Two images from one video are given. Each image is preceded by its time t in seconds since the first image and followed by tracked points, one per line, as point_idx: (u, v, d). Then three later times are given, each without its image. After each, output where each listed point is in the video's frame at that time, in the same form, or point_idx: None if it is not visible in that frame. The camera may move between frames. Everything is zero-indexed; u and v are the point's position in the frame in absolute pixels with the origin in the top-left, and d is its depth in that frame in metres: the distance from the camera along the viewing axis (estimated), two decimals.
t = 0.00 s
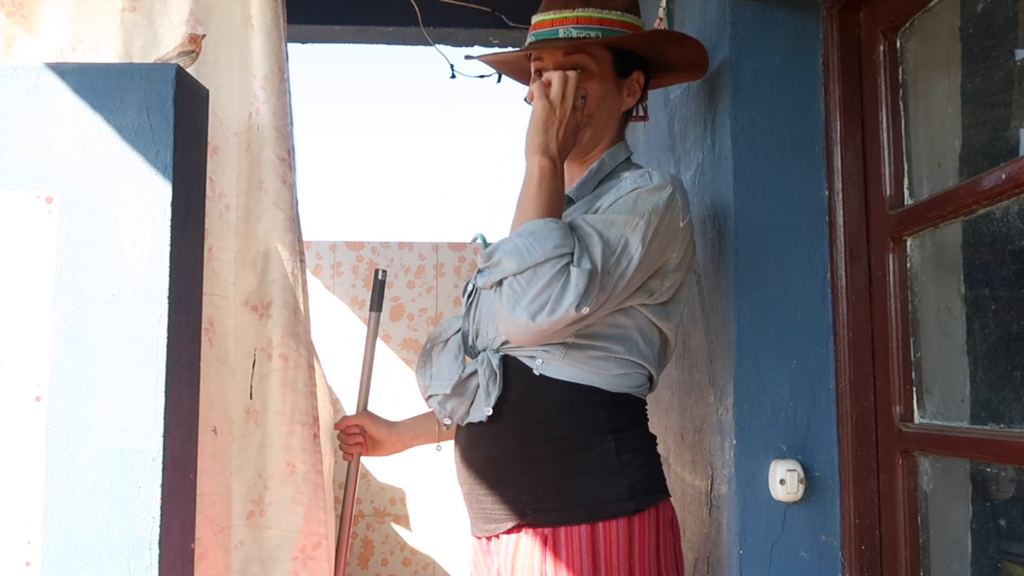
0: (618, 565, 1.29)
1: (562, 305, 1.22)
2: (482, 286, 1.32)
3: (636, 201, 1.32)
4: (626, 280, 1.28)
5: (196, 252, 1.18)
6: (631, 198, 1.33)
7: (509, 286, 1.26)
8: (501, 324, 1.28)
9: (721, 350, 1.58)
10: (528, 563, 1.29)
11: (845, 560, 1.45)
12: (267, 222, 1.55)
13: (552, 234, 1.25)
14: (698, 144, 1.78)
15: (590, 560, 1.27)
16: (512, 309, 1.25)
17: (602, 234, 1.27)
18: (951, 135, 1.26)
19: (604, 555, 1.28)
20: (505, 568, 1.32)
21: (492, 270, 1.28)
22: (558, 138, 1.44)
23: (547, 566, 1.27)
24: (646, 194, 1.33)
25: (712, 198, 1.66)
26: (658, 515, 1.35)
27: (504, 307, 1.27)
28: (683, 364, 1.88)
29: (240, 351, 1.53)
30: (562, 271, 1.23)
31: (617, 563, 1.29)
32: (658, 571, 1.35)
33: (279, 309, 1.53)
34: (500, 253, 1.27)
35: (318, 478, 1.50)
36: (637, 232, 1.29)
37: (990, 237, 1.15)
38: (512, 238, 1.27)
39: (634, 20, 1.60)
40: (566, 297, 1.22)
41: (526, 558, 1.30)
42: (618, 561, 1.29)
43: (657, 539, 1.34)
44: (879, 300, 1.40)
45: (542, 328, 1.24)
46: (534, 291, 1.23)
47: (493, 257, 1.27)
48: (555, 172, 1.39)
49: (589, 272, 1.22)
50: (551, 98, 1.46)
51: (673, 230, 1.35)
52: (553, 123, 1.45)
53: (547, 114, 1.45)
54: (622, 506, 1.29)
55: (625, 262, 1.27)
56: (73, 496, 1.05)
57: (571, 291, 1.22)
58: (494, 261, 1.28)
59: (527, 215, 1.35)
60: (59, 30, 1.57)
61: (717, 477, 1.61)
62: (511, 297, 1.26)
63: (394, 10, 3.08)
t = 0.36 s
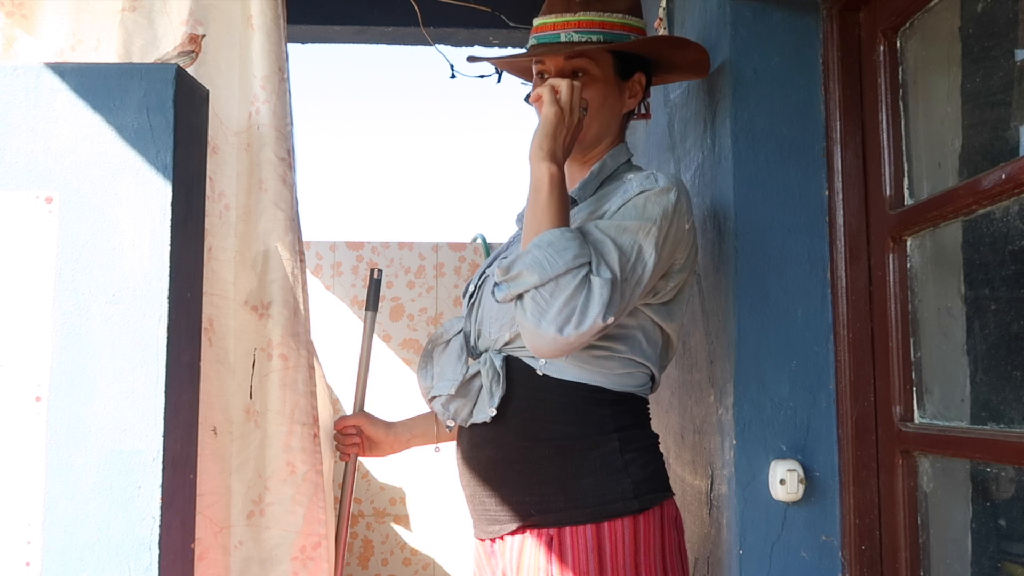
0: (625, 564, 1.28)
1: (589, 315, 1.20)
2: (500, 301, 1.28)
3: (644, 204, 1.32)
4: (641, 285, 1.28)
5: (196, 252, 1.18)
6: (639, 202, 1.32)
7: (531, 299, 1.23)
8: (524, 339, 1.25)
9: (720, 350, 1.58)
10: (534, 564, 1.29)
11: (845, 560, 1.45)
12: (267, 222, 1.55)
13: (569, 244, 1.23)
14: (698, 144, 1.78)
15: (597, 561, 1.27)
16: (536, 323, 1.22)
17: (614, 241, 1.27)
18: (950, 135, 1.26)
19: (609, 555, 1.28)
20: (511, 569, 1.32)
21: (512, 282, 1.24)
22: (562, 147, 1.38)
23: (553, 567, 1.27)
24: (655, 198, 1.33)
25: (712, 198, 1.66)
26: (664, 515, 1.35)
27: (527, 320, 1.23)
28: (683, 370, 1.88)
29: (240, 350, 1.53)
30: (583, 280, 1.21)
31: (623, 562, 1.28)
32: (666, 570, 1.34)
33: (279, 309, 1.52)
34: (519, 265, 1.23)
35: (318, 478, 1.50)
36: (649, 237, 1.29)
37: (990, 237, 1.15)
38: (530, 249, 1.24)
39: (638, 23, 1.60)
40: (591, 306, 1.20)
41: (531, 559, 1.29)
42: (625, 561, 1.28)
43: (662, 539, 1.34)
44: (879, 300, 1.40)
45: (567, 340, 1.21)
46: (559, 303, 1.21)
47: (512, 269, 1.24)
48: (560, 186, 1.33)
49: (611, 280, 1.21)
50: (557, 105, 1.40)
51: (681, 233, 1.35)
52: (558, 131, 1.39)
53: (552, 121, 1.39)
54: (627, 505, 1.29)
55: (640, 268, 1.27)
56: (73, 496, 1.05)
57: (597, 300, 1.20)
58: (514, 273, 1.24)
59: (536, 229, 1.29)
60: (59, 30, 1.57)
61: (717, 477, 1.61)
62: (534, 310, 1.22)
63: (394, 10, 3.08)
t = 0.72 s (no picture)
0: (622, 565, 1.29)
1: (670, 379, 1.24)
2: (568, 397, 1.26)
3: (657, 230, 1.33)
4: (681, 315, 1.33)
5: (196, 253, 1.18)
6: (651, 228, 1.33)
7: (611, 391, 1.23)
8: (612, 418, 1.27)
9: (720, 350, 1.58)
10: (531, 565, 1.29)
11: (845, 560, 1.45)
12: (267, 222, 1.55)
13: (620, 326, 1.22)
14: (698, 143, 1.78)
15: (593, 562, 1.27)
16: (628, 411, 1.23)
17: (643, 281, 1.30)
18: (950, 135, 1.26)
19: (606, 556, 1.28)
20: (508, 569, 1.33)
21: (585, 385, 1.23)
22: (542, 217, 1.30)
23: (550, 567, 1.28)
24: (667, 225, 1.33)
25: (712, 198, 1.66)
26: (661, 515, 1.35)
27: (613, 409, 1.24)
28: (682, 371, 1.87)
29: (240, 350, 1.53)
30: (647, 350, 1.23)
31: (620, 563, 1.29)
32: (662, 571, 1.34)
33: (279, 309, 1.52)
34: (585, 369, 1.21)
35: (318, 478, 1.50)
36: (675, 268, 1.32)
37: (990, 237, 1.15)
38: (587, 349, 1.20)
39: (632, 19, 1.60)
40: (669, 370, 1.24)
41: (529, 559, 1.30)
42: (621, 562, 1.29)
43: (660, 540, 1.34)
44: (879, 300, 1.40)
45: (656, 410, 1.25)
46: (640, 385, 1.22)
47: (580, 374, 1.22)
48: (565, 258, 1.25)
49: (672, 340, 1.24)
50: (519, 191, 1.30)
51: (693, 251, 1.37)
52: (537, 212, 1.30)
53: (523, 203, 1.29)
54: (625, 506, 1.29)
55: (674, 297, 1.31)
56: (73, 496, 1.05)
57: (671, 364, 1.24)
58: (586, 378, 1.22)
59: (568, 313, 1.23)
60: (59, 30, 1.57)
61: (717, 477, 1.61)
62: (619, 399, 1.23)
63: (394, 10, 3.08)
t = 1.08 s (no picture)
0: (620, 566, 1.29)
1: (699, 390, 1.26)
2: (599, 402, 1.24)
3: (669, 235, 1.33)
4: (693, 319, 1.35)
5: (197, 253, 1.18)
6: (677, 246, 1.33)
7: (647, 403, 1.23)
8: (636, 425, 1.28)
9: (721, 350, 1.58)
10: (530, 565, 1.29)
11: (845, 560, 1.45)
12: (267, 222, 1.55)
13: (667, 344, 1.19)
14: (698, 143, 1.78)
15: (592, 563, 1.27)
16: (659, 421, 1.25)
17: (658, 288, 1.30)
18: (950, 135, 1.26)
19: (605, 558, 1.28)
20: (506, 570, 1.33)
21: (624, 396, 1.21)
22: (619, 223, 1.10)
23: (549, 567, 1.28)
24: (682, 231, 1.34)
25: (712, 198, 1.66)
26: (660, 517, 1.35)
27: (642, 419, 1.25)
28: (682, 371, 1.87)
29: (240, 350, 1.53)
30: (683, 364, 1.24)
31: (619, 564, 1.29)
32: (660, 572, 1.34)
33: (279, 309, 1.52)
34: (631, 386, 1.18)
35: (318, 478, 1.50)
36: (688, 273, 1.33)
37: (990, 237, 1.15)
38: (635, 366, 1.17)
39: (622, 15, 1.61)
40: (698, 383, 1.26)
41: (527, 559, 1.30)
42: (619, 563, 1.29)
43: (658, 542, 1.34)
44: (879, 300, 1.40)
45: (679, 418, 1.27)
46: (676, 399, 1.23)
47: (623, 387, 1.19)
48: (610, 270, 1.13)
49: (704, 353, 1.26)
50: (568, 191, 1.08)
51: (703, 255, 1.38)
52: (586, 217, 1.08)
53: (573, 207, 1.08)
54: (625, 507, 1.29)
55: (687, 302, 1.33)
56: (73, 496, 1.05)
57: (701, 377, 1.26)
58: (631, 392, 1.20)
59: (608, 329, 1.17)
60: (59, 30, 1.57)
61: (717, 477, 1.60)
62: (652, 411, 1.24)
63: (394, 10, 3.08)
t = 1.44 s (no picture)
0: (622, 566, 1.29)
1: (704, 394, 1.26)
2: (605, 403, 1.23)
3: (674, 237, 1.33)
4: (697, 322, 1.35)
5: (196, 253, 1.18)
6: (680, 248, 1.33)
7: (654, 405, 1.23)
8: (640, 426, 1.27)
9: (721, 350, 1.58)
10: (532, 565, 1.29)
11: (845, 560, 1.45)
12: (267, 222, 1.55)
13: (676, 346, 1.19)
14: (698, 143, 1.78)
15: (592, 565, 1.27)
16: (663, 423, 1.24)
17: (663, 290, 1.30)
18: (950, 135, 1.26)
19: (606, 557, 1.28)
20: (508, 570, 1.33)
21: (631, 398, 1.20)
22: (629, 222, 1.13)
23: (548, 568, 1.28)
24: (687, 233, 1.34)
25: (712, 198, 1.66)
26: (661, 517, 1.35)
27: (646, 421, 1.24)
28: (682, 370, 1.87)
29: (240, 350, 1.53)
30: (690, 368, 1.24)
31: (620, 564, 1.29)
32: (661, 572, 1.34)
33: (279, 309, 1.52)
34: (640, 387, 1.18)
35: (317, 478, 1.50)
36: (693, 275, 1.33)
37: (990, 237, 1.15)
38: (644, 368, 1.17)
39: (618, 15, 1.61)
40: (703, 386, 1.26)
41: (529, 559, 1.30)
42: (621, 563, 1.29)
43: (659, 542, 1.34)
44: (879, 300, 1.40)
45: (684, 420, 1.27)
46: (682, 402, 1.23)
47: (631, 390, 1.18)
48: (622, 269, 1.14)
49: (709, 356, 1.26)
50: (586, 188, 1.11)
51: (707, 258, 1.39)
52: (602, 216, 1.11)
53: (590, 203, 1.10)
54: (626, 507, 1.29)
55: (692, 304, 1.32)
56: (73, 496, 1.05)
57: (706, 380, 1.26)
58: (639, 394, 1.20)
59: (615, 329, 1.17)
60: (59, 30, 1.57)
61: (717, 477, 1.60)
62: (658, 412, 1.23)
63: (394, 10, 3.08)
